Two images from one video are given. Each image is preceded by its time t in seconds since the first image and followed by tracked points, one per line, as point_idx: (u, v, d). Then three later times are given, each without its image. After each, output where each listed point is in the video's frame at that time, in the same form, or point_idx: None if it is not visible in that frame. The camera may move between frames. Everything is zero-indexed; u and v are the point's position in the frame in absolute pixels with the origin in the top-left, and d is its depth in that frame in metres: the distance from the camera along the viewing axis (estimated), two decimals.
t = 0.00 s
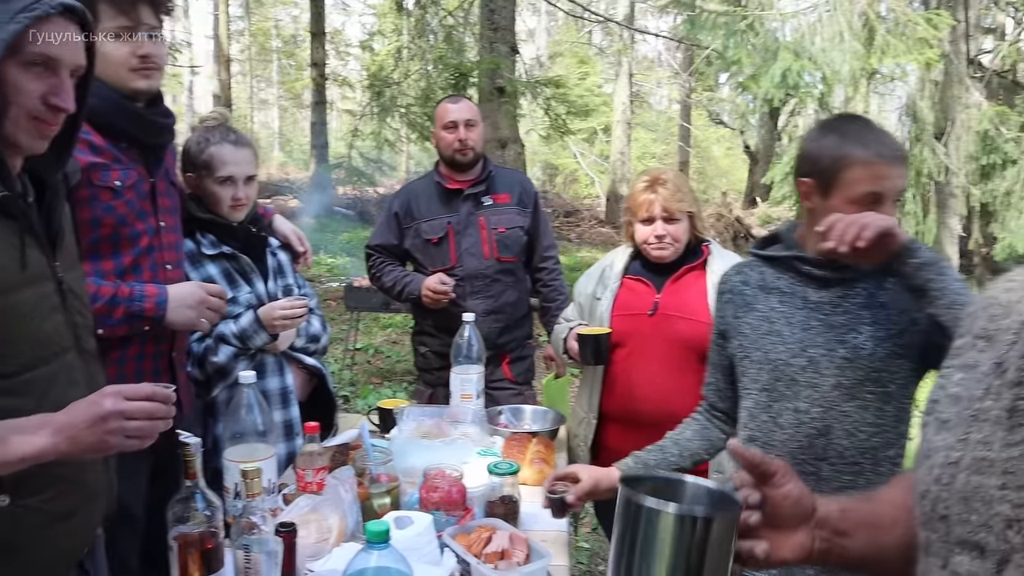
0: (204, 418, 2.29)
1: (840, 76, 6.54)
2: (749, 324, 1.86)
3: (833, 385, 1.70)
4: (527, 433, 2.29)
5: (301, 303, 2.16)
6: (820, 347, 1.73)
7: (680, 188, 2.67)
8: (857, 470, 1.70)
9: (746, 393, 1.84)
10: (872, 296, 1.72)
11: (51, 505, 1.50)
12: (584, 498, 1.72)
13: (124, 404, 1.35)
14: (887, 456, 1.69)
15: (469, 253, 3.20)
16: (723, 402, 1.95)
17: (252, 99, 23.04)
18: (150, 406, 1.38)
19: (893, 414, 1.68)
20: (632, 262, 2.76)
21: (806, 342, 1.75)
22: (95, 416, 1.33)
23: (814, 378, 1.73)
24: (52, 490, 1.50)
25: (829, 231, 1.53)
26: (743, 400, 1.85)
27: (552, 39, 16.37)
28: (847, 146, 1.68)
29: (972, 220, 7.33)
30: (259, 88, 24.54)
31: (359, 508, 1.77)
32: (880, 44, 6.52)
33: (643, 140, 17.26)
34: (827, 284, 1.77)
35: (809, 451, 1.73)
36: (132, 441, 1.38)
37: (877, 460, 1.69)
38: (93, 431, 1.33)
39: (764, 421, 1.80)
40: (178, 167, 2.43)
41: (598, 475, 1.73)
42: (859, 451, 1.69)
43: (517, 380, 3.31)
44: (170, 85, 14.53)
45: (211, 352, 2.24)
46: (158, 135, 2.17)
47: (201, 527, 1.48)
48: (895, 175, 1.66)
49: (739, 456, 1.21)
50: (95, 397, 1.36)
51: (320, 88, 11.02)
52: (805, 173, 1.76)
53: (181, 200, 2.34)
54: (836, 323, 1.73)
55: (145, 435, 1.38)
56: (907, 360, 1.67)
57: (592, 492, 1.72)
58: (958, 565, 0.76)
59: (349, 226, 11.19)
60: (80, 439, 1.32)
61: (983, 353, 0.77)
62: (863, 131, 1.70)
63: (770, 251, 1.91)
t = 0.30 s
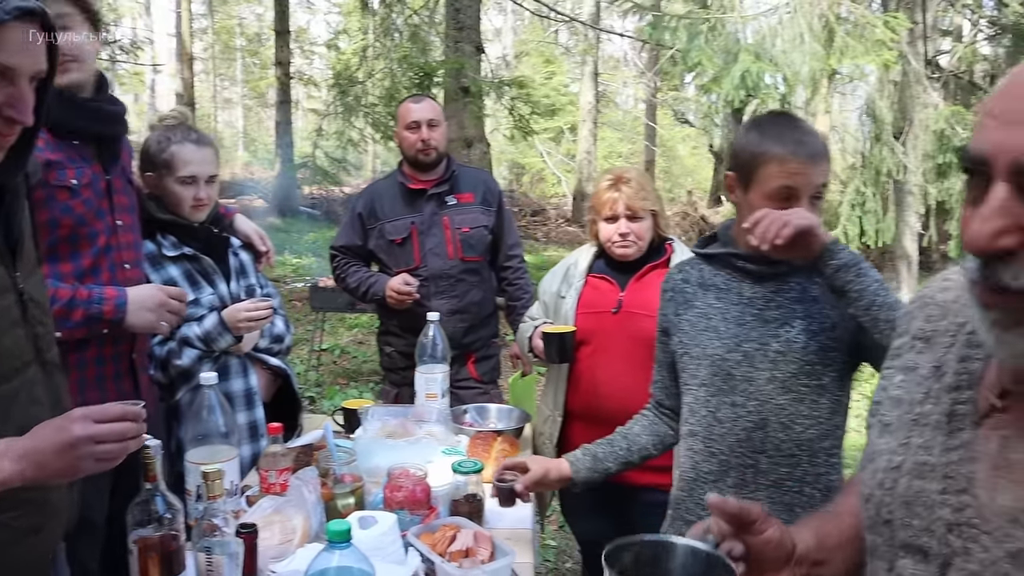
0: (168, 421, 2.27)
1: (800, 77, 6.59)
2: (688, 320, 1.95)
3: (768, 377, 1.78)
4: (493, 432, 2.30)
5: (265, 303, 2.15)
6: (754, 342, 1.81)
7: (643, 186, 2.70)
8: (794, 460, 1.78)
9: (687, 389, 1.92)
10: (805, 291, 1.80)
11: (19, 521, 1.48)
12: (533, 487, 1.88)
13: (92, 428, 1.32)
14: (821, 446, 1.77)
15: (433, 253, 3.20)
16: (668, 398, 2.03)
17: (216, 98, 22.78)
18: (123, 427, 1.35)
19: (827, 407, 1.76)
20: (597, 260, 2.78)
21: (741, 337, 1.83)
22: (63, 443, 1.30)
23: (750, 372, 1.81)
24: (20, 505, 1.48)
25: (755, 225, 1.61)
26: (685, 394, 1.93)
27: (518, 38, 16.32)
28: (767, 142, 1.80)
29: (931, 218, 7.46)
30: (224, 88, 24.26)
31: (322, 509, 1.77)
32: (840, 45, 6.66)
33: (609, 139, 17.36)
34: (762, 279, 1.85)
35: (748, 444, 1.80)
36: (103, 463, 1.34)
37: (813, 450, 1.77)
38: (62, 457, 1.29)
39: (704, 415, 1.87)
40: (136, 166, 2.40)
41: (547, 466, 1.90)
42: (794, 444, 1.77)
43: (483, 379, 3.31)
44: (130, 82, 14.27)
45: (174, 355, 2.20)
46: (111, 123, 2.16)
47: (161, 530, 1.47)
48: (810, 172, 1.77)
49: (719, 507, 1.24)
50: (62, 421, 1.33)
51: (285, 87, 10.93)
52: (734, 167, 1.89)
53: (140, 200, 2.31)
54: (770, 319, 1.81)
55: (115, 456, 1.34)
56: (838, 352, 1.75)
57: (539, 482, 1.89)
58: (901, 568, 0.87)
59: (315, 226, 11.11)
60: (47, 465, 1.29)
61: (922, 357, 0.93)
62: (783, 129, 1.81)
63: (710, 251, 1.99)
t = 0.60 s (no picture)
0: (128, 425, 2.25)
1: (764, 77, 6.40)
2: (641, 318, 1.99)
3: (713, 373, 1.82)
4: (458, 431, 2.31)
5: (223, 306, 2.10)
6: (700, 339, 1.85)
7: (606, 186, 2.73)
8: (742, 455, 1.80)
9: (640, 385, 1.96)
10: (751, 291, 1.84)
11: None
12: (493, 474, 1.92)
13: (48, 458, 1.31)
14: (769, 442, 1.78)
15: (397, 254, 3.20)
16: (628, 395, 2.07)
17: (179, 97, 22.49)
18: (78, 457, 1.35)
19: (773, 403, 1.78)
20: (561, 260, 2.79)
21: (688, 334, 1.87)
22: (18, 473, 1.27)
23: (697, 369, 1.85)
24: None
25: (712, 220, 1.72)
26: (638, 392, 1.97)
27: (484, 38, 16.32)
28: (708, 139, 1.86)
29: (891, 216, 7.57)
30: (187, 88, 23.97)
31: (286, 509, 1.77)
32: (800, 46, 6.44)
33: (576, 139, 17.41)
34: (710, 277, 1.90)
35: (697, 439, 1.83)
36: (55, 494, 1.32)
37: (761, 446, 1.78)
38: (18, 488, 1.26)
39: (656, 411, 1.91)
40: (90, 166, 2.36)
41: (507, 454, 1.96)
42: (742, 439, 1.79)
43: (448, 379, 3.32)
44: (90, 81, 14.04)
45: (131, 360, 2.20)
46: (56, 117, 2.13)
47: (121, 535, 1.46)
48: (752, 164, 1.83)
49: (692, 525, 1.26)
50: (15, 452, 1.30)
51: (250, 87, 10.84)
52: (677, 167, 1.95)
53: (96, 202, 2.28)
54: (716, 317, 1.85)
55: (66, 487, 1.33)
56: (783, 349, 1.78)
57: (499, 468, 1.93)
58: (852, 560, 0.86)
59: (281, 227, 11.02)
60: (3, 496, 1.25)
61: (869, 354, 0.96)
62: (726, 125, 1.87)
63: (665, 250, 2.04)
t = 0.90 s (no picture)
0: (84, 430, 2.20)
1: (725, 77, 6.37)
2: (608, 319, 2.01)
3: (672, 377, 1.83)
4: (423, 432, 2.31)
5: (174, 313, 2.12)
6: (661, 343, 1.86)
7: (569, 186, 2.75)
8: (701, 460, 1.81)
9: (605, 387, 1.98)
10: (714, 296, 1.84)
11: None
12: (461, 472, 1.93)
13: None
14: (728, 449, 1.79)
15: (361, 255, 3.20)
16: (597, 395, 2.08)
17: (142, 97, 22.18)
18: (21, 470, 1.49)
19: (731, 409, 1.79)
20: (526, 260, 2.81)
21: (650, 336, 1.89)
22: None
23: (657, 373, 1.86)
24: None
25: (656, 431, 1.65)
26: (603, 393, 1.99)
27: (451, 38, 16.30)
28: (662, 127, 2.01)
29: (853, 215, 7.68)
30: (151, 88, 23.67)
31: (248, 512, 1.77)
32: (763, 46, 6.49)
33: (544, 139, 17.44)
34: (674, 278, 1.92)
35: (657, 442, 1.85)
36: None
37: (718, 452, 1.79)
38: None
39: (619, 413, 1.93)
40: (42, 169, 2.33)
41: (476, 452, 1.95)
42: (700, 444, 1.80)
43: (413, 380, 3.32)
44: (51, 81, 13.82)
45: (80, 366, 2.18)
46: (10, 123, 2.09)
47: (79, 540, 1.44)
48: (701, 145, 1.95)
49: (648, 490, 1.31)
50: None
51: (215, 87, 10.73)
52: (632, 165, 2.10)
53: (48, 205, 2.25)
54: (678, 322, 1.86)
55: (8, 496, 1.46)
56: (744, 357, 1.79)
57: (467, 467, 1.93)
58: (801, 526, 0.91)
59: (246, 228, 10.92)
60: None
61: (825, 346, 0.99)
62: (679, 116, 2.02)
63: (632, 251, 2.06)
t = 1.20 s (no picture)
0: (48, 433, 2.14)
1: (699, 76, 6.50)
2: (605, 321, 2.01)
3: (663, 388, 1.82)
4: (395, 431, 2.31)
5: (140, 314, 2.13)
6: (653, 350, 1.85)
7: (542, 186, 2.77)
8: (689, 473, 1.83)
9: (597, 389, 1.98)
10: (711, 305, 1.84)
11: None
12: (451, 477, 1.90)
13: None
14: (716, 464, 1.82)
15: (334, 256, 3.19)
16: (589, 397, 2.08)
17: (114, 96, 21.92)
18: None
19: (720, 425, 1.80)
20: (499, 260, 2.81)
21: (643, 343, 1.88)
22: None
23: (648, 382, 1.85)
24: None
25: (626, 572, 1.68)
26: (596, 396, 1.99)
27: (427, 37, 16.27)
28: (652, 124, 2.04)
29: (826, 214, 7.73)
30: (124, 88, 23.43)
31: (218, 514, 1.76)
32: (737, 45, 6.43)
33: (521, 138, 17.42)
34: (676, 282, 1.94)
35: (644, 451, 1.87)
36: None
37: (706, 467, 1.82)
38: None
39: (607, 418, 1.93)
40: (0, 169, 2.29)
41: (465, 458, 1.92)
42: (689, 457, 1.83)
43: (388, 380, 3.32)
44: (21, 80, 13.63)
45: (43, 369, 2.10)
46: None
47: (45, 542, 1.43)
48: (686, 139, 1.97)
49: (627, 477, 1.26)
50: None
51: (187, 86, 10.63)
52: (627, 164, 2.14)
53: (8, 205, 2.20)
54: (672, 329, 1.86)
55: None
56: (736, 371, 1.79)
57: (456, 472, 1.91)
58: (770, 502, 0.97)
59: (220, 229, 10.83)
60: None
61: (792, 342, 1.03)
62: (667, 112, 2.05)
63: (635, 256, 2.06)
